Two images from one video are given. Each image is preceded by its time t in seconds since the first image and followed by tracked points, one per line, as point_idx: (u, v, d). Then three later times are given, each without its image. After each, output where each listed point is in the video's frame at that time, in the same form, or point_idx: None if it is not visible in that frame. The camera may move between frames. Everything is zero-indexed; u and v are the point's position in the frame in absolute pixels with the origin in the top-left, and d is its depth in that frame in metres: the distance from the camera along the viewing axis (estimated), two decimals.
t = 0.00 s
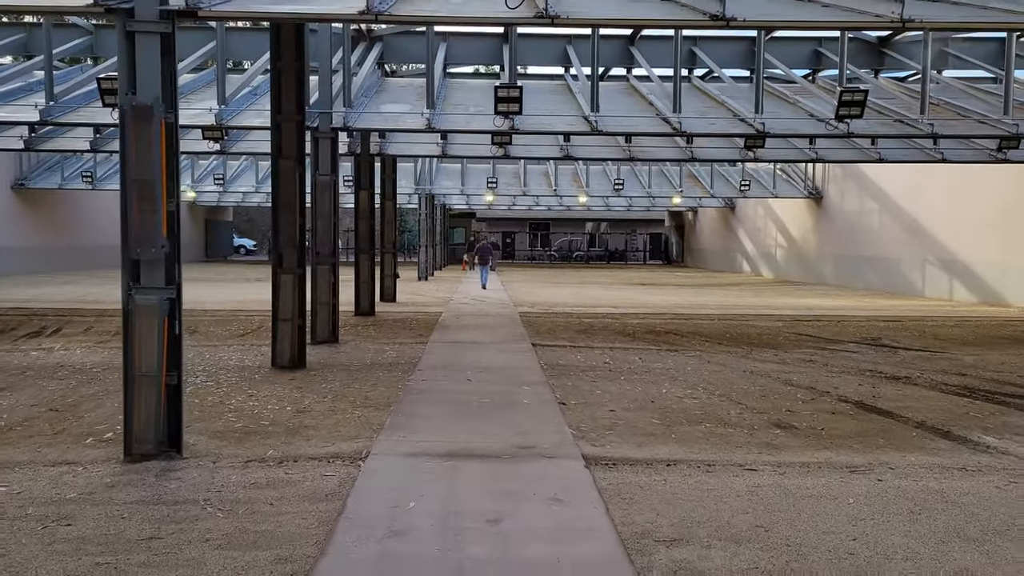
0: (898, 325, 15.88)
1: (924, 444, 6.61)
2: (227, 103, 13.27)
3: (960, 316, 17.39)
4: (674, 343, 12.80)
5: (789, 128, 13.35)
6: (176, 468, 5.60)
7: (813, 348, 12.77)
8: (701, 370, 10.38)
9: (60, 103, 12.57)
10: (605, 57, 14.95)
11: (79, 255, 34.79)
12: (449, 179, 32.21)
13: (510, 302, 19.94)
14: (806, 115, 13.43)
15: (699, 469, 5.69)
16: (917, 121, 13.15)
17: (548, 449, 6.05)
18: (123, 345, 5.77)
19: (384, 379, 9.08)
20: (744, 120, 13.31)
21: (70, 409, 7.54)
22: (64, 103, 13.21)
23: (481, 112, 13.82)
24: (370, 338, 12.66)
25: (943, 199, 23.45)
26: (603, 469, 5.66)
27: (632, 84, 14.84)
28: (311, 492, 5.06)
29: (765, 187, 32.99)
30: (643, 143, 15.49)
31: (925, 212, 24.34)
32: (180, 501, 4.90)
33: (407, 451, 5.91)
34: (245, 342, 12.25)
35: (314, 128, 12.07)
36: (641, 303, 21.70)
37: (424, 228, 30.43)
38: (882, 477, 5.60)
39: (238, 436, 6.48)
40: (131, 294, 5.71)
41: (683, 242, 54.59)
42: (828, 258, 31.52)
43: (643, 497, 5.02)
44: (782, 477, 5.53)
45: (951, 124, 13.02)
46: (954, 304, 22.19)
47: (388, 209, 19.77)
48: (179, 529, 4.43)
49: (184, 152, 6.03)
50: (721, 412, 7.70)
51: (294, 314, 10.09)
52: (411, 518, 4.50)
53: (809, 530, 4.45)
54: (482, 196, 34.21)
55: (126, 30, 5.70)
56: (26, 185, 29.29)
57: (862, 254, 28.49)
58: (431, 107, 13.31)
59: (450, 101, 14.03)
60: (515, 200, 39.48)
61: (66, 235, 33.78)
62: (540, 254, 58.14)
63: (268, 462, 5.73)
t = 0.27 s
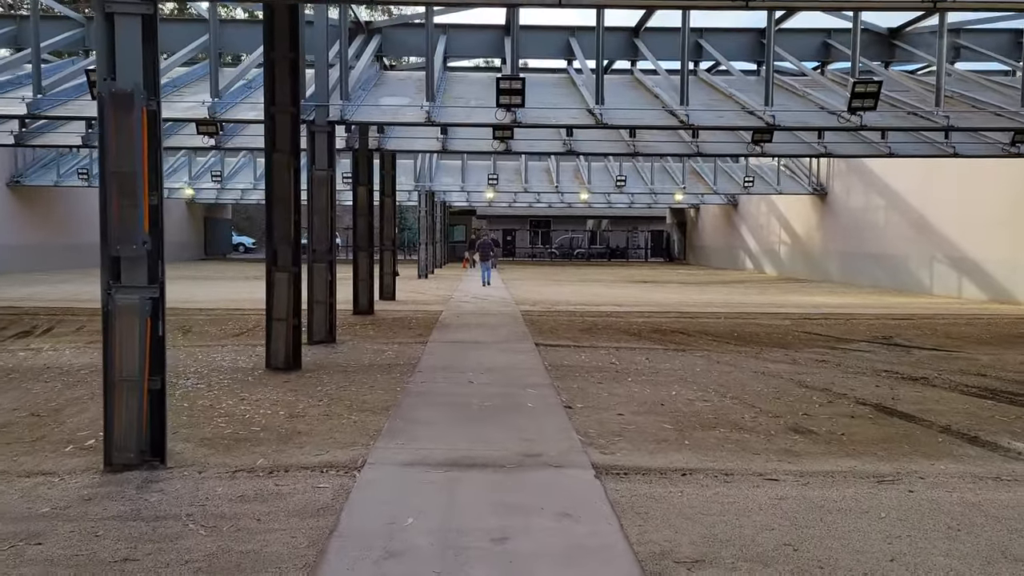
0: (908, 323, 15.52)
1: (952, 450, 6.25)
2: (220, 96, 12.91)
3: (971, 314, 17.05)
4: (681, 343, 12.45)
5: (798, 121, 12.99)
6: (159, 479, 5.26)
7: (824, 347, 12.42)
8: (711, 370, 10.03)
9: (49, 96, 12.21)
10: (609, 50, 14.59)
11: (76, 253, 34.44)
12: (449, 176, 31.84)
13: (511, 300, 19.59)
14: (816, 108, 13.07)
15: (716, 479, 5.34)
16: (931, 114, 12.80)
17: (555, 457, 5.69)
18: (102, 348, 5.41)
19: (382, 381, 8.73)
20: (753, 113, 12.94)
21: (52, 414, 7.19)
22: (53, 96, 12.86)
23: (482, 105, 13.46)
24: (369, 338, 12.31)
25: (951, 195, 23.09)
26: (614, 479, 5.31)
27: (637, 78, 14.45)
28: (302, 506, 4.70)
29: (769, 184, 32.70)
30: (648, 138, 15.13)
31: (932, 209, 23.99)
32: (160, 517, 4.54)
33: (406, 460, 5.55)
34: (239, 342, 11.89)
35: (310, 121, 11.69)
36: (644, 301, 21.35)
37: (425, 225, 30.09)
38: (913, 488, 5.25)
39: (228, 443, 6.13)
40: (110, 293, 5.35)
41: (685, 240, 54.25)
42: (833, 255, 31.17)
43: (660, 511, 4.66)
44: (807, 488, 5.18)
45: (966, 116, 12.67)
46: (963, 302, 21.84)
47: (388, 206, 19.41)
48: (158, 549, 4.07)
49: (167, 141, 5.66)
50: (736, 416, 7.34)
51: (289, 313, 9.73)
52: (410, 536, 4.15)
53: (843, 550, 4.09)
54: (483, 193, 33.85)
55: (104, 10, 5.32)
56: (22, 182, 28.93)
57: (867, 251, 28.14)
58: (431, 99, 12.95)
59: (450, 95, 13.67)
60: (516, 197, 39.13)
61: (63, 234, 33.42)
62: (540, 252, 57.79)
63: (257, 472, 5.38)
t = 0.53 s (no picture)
0: (920, 320, 15.15)
1: (983, 458, 5.89)
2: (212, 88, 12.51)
3: (982, 310, 16.69)
4: (687, 341, 12.09)
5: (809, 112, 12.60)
6: (137, 495, 4.89)
7: (836, 345, 12.06)
8: (721, 370, 9.66)
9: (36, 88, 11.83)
10: (612, 39, 14.20)
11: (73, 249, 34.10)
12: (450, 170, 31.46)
13: (513, 296, 19.22)
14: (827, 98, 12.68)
15: (734, 492, 4.98)
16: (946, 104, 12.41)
17: (562, 468, 5.32)
18: (77, 353, 5.03)
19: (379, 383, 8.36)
20: (762, 104, 12.55)
21: (32, 420, 6.83)
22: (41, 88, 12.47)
23: (482, 96, 13.08)
24: (367, 337, 11.94)
25: (959, 187, 22.69)
26: (626, 493, 4.95)
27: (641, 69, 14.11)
28: (289, 526, 4.34)
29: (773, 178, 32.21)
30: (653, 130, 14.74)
31: (940, 202, 23.60)
32: (136, 538, 4.18)
33: (402, 472, 5.19)
34: (233, 342, 11.53)
35: (305, 113, 11.30)
36: (648, 297, 20.99)
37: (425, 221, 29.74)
38: (948, 503, 4.87)
39: (214, 453, 5.77)
40: (84, 294, 4.97)
41: (687, 234, 53.88)
42: (837, 249, 30.78)
43: (678, 530, 4.30)
44: (834, 504, 4.82)
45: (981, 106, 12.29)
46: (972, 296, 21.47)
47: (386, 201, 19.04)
48: None
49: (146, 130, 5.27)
50: (751, 422, 6.97)
51: (282, 312, 9.37)
52: (406, 561, 3.79)
53: None
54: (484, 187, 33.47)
55: None
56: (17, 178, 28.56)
57: (873, 245, 27.75)
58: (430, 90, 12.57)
59: (450, 86, 13.28)
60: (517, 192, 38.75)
61: (58, 230, 33.06)
62: (541, 247, 57.42)
63: (243, 487, 5.01)
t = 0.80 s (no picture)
0: (929, 306, 14.79)
1: (1017, 455, 5.53)
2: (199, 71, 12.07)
3: (993, 296, 16.33)
4: (693, 330, 11.73)
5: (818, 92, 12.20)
6: (112, 503, 4.52)
7: (846, 333, 11.70)
8: (730, 361, 9.30)
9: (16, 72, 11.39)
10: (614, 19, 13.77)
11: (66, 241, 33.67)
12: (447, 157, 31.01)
13: (513, 285, 18.84)
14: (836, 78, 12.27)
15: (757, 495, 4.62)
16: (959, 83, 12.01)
17: (569, 470, 4.97)
18: (46, 350, 4.65)
19: (374, 377, 8.00)
20: (769, 85, 12.15)
21: (6, 420, 6.45)
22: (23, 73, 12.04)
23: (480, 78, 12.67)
24: (362, 328, 11.57)
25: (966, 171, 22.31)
26: (640, 497, 4.59)
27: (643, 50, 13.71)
28: (275, 538, 3.98)
29: (775, 163, 31.78)
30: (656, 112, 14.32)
31: (946, 186, 23.22)
32: (107, 552, 3.82)
33: (399, 476, 4.82)
34: (224, 334, 11.15)
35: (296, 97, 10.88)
36: (650, 285, 20.63)
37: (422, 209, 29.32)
38: (987, 505, 4.51)
39: (197, 456, 5.39)
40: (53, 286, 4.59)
41: (687, 221, 53.48)
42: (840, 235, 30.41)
43: (700, 540, 3.93)
44: (864, 507, 4.46)
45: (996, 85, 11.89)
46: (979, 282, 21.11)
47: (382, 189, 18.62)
48: None
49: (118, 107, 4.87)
50: (768, 416, 6.61)
51: (274, 304, 9.00)
52: None
53: None
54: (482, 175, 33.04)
55: None
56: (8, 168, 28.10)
57: (877, 231, 27.38)
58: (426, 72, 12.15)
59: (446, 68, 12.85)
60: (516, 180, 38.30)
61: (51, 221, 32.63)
62: (540, 235, 57.01)
63: (226, 493, 4.64)
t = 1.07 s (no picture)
0: (935, 301, 14.47)
1: None
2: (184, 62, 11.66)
3: (998, 289, 16.00)
4: (696, 327, 11.39)
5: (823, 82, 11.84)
6: (77, 528, 4.16)
7: (852, 330, 11.37)
8: (736, 360, 8.96)
9: None
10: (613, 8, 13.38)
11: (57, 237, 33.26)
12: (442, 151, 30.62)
13: (510, 281, 18.50)
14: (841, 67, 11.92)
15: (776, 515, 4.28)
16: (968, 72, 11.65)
17: (573, 487, 4.61)
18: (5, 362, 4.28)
19: (367, 382, 7.64)
20: (773, 74, 11.78)
21: None
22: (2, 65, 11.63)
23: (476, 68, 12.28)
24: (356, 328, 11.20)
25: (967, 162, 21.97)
26: (651, 517, 4.24)
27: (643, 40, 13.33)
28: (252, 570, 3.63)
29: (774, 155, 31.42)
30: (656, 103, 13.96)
31: (947, 178, 22.90)
32: None
33: (390, 495, 4.48)
34: (212, 335, 10.79)
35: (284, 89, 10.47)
36: (649, 279, 20.28)
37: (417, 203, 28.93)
38: None
39: (174, 472, 5.04)
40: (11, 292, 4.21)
41: (684, 214, 53.13)
42: (840, 227, 30.08)
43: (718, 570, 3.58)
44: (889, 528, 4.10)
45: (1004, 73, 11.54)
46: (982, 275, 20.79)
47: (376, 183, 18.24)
48: None
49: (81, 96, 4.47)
50: (780, 422, 6.26)
51: (261, 304, 8.65)
52: None
53: None
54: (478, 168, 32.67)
55: None
56: None
57: (877, 223, 27.05)
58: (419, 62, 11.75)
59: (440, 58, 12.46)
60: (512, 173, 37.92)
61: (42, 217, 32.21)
62: (537, 229, 56.65)
63: (203, 516, 4.29)
